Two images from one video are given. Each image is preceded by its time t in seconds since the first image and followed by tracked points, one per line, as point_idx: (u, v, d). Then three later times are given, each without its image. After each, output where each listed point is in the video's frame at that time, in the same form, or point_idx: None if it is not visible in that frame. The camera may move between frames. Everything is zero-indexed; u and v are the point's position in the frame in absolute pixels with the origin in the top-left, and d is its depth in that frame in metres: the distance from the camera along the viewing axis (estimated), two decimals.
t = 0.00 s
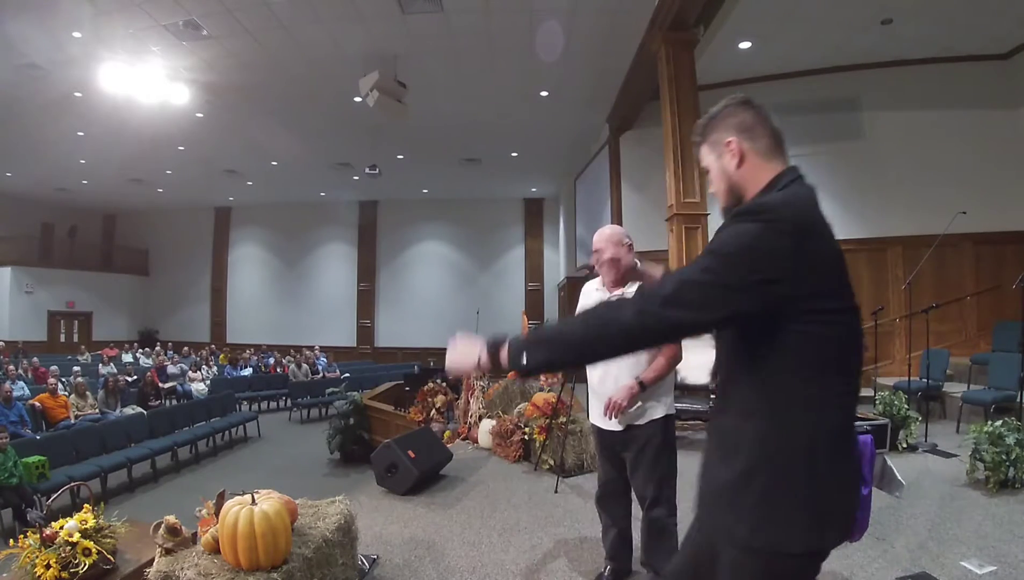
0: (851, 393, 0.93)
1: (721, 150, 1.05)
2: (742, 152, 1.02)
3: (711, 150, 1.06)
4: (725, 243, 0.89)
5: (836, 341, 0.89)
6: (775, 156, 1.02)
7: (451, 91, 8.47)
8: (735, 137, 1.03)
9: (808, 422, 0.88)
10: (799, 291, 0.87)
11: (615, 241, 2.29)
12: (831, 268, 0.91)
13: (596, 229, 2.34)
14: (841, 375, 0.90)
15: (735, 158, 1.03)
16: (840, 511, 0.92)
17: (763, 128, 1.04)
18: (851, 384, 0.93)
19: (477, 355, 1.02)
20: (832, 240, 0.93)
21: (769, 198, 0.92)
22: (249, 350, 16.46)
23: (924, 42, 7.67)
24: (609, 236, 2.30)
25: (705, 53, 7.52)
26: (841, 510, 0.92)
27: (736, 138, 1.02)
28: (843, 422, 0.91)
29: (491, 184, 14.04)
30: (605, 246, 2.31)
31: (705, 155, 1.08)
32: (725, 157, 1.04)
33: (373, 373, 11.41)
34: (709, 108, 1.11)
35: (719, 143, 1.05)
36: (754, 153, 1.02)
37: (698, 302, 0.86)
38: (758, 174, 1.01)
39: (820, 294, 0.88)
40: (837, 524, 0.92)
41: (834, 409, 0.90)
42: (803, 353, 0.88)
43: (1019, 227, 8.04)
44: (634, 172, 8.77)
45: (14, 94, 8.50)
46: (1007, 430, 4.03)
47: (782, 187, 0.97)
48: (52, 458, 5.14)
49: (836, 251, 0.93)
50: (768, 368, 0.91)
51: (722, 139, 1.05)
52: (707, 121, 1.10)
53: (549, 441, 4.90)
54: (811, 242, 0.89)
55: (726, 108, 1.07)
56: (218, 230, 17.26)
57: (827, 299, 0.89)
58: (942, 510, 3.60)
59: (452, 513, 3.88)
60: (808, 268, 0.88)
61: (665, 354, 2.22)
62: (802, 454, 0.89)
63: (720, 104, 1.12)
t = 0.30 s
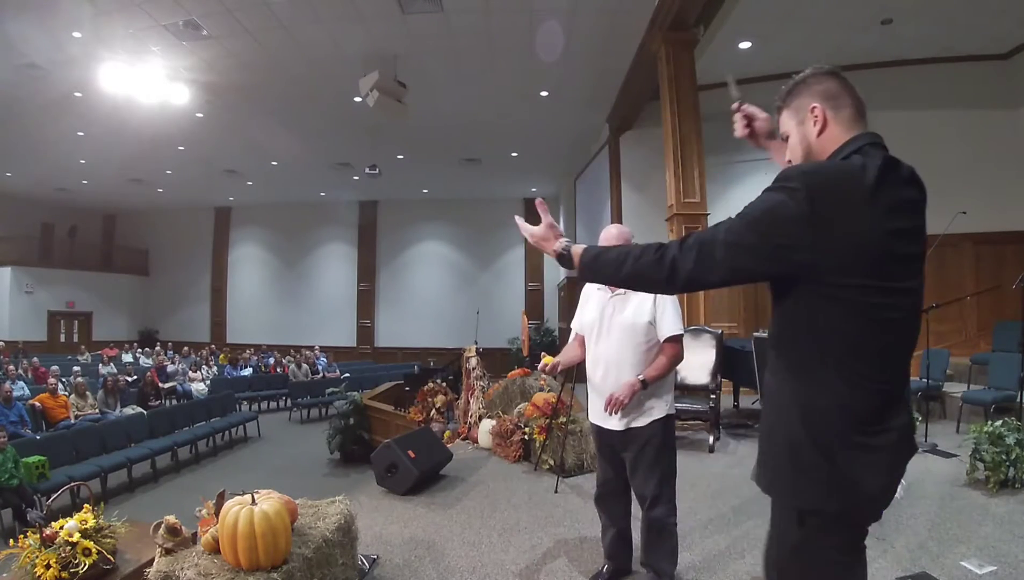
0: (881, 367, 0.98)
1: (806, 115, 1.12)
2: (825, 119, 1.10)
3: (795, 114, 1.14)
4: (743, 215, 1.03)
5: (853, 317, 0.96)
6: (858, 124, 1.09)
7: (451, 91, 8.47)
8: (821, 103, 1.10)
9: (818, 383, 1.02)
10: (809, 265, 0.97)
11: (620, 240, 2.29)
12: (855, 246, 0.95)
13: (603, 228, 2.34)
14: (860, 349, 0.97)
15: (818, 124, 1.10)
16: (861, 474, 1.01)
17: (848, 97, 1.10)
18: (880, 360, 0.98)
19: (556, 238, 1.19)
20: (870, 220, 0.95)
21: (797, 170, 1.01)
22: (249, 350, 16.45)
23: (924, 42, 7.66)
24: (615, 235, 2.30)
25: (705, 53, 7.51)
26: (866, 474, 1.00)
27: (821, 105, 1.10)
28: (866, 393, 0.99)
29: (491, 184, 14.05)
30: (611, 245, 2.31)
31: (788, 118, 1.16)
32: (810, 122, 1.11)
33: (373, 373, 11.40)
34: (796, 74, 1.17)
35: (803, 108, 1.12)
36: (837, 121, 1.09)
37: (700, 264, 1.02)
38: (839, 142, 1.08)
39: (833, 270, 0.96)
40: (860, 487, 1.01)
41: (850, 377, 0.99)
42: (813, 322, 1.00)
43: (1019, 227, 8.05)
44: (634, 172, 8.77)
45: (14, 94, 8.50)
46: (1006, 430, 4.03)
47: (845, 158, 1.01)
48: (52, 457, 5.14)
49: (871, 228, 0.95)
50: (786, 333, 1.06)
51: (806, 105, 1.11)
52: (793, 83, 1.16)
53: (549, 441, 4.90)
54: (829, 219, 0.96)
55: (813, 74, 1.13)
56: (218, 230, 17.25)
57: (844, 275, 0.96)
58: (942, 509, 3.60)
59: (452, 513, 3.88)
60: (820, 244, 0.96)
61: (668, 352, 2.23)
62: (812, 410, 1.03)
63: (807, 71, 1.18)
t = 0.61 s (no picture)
0: (889, 361, 1.01)
1: (823, 130, 1.16)
2: (842, 135, 1.14)
3: (812, 130, 1.18)
4: (757, 245, 1.10)
5: (861, 314, 1.00)
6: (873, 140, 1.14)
7: (451, 91, 8.47)
8: (838, 119, 1.15)
9: (832, 376, 1.05)
10: (816, 273, 1.03)
11: (626, 239, 2.28)
12: (860, 252, 0.99)
13: (609, 226, 2.32)
14: (866, 344, 1.01)
15: (836, 139, 1.15)
16: (867, 463, 1.03)
17: (863, 115, 1.16)
18: (890, 352, 1.01)
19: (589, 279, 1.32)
20: (873, 224, 0.99)
21: (803, 190, 1.07)
22: (249, 350, 16.44)
23: (924, 42, 7.67)
24: (621, 234, 2.29)
25: (705, 53, 7.51)
26: (871, 460, 1.03)
27: (839, 122, 1.14)
28: (872, 386, 1.02)
29: (491, 184, 14.04)
30: (616, 244, 2.30)
31: (807, 133, 1.20)
32: (828, 137, 1.16)
33: (373, 373, 11.40)
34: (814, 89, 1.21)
35: (821, 124, 1.16)
36: (854, 136, 1.14)
37: (729, 295, 1.09)
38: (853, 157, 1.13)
39: (840, 275, 1.01)
40: (865, 473, 1.03)
41: (857, 371, 1.03)
42: (825, 322, 1.05)
43: (1019, 227, 8.06)
44: (634, 172, 8.77)
45: (14, 94, 8.50)
46: (1007, 430, 4.03)
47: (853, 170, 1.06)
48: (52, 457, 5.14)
49: (870, 234, 0.99)
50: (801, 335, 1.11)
51: (824, 121, 1.16)
52: (810, 100, 1.21)
53: (549, 441, 4.91)
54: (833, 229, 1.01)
55: (830, 91, 1.17)
56: (218, 229, 17.24)
57: (851, 278, 1.00)
58: (942, 509, 3.60)
59: (451, 513, 3.88)
60: (825, 253, 1.01)
61: (674, 356, 2.18)
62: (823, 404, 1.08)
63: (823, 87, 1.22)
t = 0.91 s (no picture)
0: (875, 350, 1.04)
1: (810, 145, 1.22)
2: (829, 150, 1.19)
3: (801, 145, 1.24)
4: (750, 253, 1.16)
5: (846, 307, 1.04)
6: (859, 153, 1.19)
7: (451, 91, 8.47)
8: (824, 136, 1.20)
9: (824, 366, 1.09)
10: (803, 273, 1.07)
11: (628, 240, 2.29)
12: (841, 250, 1.04)
13: (611, 227, 2.32)
14: (850, 335, 1.05)
15: (823, 154, 1.20)
16: (853, 449, 1.06)
17: (849, 129, 1.20)
18: (877, 342, 1.04)
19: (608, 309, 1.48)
20: (855, 223, 1.04)
21: (791, 199, 1.12)
22: (249, 350, 16.43)
23: (924, 42, 7.67)
24: (623, 234, 2.29)
25: (705, 53, 7.51)
26: (857, 445, 1.05)
27: (825, 138, 1.19)
28: (858, 375, 1.05)
29: (491, 184, 14.04)
30: (619, 244, 2.30)
31: (795, 149, 1.25)
32: (815, 152, 1.21)
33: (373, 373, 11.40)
34: (803, 106, 1.26)
35: (809, 140, 1.21)
36: (840, 150, 1.18)
37: (727, 300, 1.16)
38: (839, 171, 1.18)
39: (823, 274, 1.05)
40: (852, 459, 1.06)
41: (844, 362, 1.06)
42: (815, 316, 1.09)
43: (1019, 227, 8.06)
44: (634, 172, 8.77)
45: (14, 94, 8.50)
46: (1007, 430, 4.03)
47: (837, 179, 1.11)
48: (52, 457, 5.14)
49: (850, 238, 1.03)
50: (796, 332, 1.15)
51: (812, 137, 1.21)
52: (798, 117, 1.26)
53: (549, 441, 4.91)
54: (817, 233, 1.06)
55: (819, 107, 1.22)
56: (217, 230, 17.25)
57: (834, 277, 1.05)
58: (942, 509, 3.60)
59: (451, 513, 3.88)
60: (810, 253, 1.06)
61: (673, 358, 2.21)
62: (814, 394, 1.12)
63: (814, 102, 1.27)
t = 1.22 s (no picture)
0: (809, 354, 1.15)
1: (760, 154, 1.32)
2: (777, 160, 1.29)
3: (752, 156, 1.34)
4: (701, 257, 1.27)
5: (784, 313, 1.16)
6: (807, 162, 1.28)
7: (451, 91, 8.48)
8: (772, 146, 1.30)
9: (765, 367, 1.21)
10: (746, 279, 1.19)
11: (628, 239, 2.29)
12: (781, 259, 1.15)
13: (611, 226, 2.32)
14: (788, 338, 1.16)
15: (772, 163, 1.30)
16: (786, 443, 1.17)
17: (798, 139, 1.30)
18: (811, 346, 1.15)
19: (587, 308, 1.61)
20: (797, 233, 1.14)
21: (738, 207, 1.23)
22: (249, 350, 16.43)
23: (924, 42, 7.67)
24: (623, 234, 2.29)
25: (705, 53, 7.51)
26: (792, 441, 1.17)
27: (774, 147, 1.30)
28: (794, 376, 1.17)
29: (490, 184, 14.04)
30: (618, 243, 2.30)
31: (746, 158, 1.36)
32: (763, 161, 1.31)
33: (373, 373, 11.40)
34: (756, 117, 1.36)
35: (760, 151, 1.32)
36: (788, 159, 1.28)
37: (679, 303, 1.28)
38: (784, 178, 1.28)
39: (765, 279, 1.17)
40: (785, 452, 1.17)
41: (783, 362, 1.18)
42: (757, 317, 1.21)
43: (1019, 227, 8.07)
44: (634, 171, 8.77)
45: (14, 94, 8.50)
46: (1007, 430, 4.03)
47: (783, 188, 1.20)
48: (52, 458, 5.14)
49: (790, 248, 1.14)
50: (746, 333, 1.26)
51: (762, 148, 1.32)
52: (752, 128, 1.36)
53: (549, 441, 4.91)
54: (759, 242, 1.17)
55: (770, 119, 1.32)
56: (218, 230, 17.25)
57: (774, 283, 1.16)
58: (942, 509, 3.61)
59: (451, 513, 3.88)
60: (753, 260, 1.18)
61: (673, 357, 2.24)
62: (758, 392, 1.23)
63: (766, 112, 1.37)
